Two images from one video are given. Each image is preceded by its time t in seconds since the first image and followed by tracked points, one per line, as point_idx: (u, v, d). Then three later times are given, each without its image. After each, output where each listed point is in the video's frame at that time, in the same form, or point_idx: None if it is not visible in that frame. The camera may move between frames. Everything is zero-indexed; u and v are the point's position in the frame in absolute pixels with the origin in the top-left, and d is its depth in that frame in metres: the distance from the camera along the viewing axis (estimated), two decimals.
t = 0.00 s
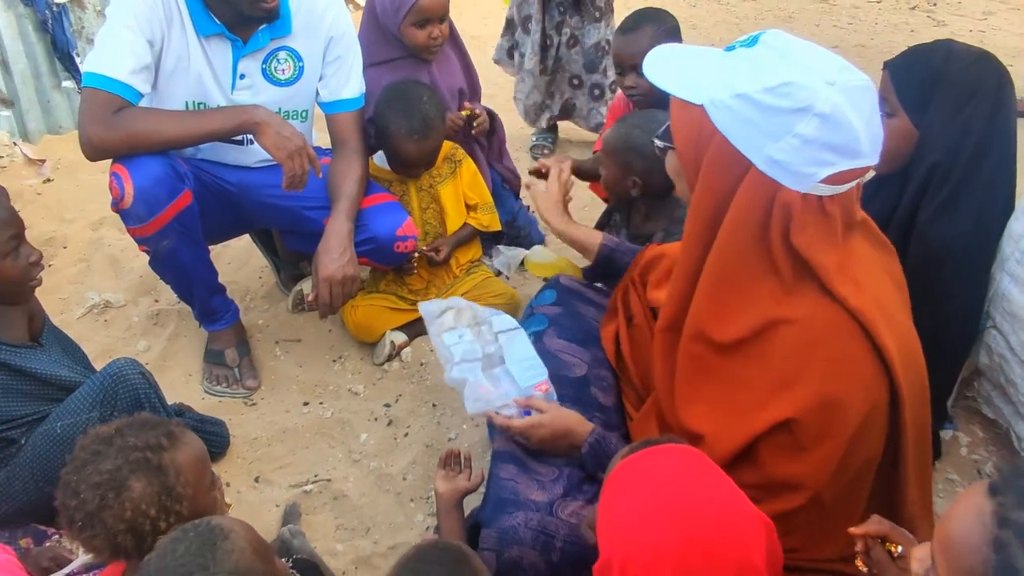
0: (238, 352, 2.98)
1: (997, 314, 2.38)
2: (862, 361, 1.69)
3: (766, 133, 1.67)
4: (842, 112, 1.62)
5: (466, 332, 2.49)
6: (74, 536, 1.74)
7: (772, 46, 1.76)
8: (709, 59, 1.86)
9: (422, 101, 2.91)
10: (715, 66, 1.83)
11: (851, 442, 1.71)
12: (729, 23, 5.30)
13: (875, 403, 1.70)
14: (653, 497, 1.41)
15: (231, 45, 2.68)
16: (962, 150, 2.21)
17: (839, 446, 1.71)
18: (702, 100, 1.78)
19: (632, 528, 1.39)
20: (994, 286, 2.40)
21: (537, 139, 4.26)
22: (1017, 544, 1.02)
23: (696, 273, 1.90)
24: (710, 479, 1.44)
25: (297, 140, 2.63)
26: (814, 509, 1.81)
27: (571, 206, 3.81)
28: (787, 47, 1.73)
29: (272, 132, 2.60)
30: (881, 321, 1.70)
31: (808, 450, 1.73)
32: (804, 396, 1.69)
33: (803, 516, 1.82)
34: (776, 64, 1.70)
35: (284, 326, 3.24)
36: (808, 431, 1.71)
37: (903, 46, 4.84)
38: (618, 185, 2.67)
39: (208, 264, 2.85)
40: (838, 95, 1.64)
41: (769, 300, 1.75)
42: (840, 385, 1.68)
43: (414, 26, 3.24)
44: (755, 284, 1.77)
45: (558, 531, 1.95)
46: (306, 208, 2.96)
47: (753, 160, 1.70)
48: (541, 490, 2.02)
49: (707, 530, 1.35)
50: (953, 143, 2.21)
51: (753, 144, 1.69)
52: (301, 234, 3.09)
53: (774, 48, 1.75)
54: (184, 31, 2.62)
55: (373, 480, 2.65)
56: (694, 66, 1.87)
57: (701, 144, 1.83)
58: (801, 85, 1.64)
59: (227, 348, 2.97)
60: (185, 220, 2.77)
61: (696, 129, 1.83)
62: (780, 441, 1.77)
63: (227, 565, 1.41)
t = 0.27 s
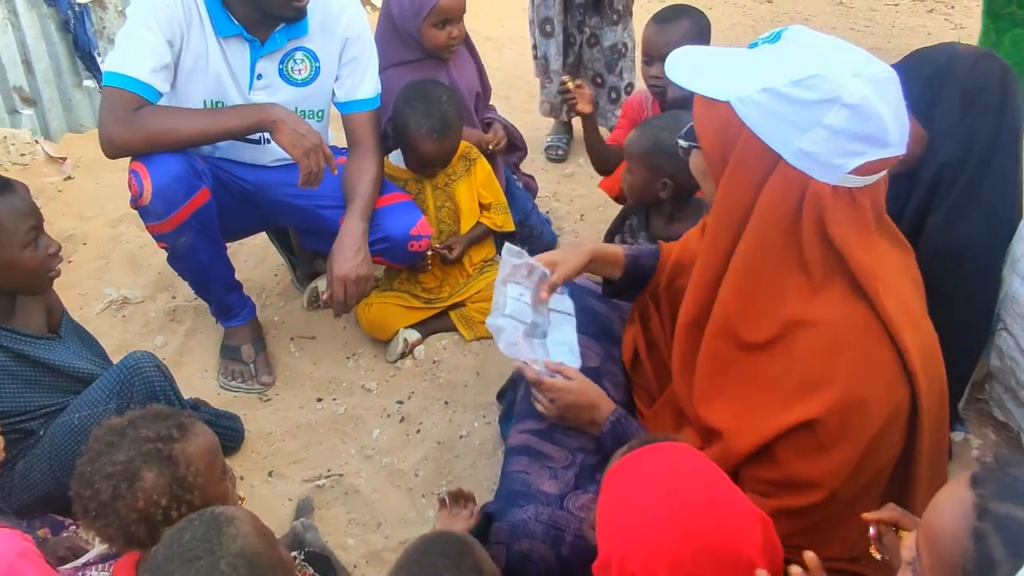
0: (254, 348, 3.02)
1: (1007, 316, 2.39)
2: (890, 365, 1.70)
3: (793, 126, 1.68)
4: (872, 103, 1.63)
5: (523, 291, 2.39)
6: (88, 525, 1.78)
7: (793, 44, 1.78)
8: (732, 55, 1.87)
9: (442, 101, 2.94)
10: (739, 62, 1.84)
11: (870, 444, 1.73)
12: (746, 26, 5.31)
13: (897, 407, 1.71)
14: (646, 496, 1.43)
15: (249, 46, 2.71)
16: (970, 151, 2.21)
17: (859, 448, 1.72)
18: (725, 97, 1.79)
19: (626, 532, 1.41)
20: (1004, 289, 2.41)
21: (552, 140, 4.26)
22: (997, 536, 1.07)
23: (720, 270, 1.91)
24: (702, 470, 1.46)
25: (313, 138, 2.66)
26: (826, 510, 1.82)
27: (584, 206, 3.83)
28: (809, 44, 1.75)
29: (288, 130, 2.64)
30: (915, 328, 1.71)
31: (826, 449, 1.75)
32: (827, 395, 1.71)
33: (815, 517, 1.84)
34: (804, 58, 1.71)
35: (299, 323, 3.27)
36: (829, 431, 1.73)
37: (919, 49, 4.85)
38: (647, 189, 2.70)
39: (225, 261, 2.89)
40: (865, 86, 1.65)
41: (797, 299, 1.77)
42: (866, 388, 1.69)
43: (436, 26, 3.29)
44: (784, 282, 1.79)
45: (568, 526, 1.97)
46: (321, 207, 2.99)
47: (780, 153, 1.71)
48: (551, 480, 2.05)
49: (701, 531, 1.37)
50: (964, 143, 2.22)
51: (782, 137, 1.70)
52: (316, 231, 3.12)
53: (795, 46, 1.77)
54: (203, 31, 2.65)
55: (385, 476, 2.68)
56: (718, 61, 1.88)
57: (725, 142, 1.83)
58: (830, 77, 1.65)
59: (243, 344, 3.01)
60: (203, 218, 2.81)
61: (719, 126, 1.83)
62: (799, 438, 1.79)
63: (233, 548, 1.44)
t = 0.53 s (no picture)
0: (268, 348, 3.05)
1: (1016, 321, 2.39)
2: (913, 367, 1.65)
3: (853, 125, 1.64)
4: (922, 96, 1.63)
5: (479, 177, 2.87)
6: (103, 521, 1.81)
7: (820, 44, 1.74)
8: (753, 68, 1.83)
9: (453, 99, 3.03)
10: (764, 72, 1.79)
11: (883, 442, 1.70)
12: (759, 32, 5.34)
13: (914, 408, 1.68)
14: (643, 500, 1.45)
15: (266, 49, 2.75)
16: (980, 156, 2.23)
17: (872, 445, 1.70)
18: (769, 108, 1.74)
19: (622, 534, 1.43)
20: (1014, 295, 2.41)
21: (564, 144, 4.29)
22: (978, 522, 1.12)
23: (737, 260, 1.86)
24: (697, 476, 1.48)
25: (327, 141, 2.69)
26: (830, 503, 1.81)
27: (596, 210, 3.86)
28: (839, 41, 1.71)
29: (303, 132, 2.67)
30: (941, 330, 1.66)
31: (839, 447, 1.72)
32: (845, 394, 1.66)
33: (819, 510, 1.82)
34: (841, 57, 1.68)
35: (312, 324, 3.31)
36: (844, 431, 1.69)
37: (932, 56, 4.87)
38: (642, 209, 2.71)
39: (240, 262, 2.93)
40: (910, 76, 1.65)
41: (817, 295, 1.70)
42: (885, 387, 1.65)
43: (459, 33, 3.33)
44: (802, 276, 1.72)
45: (577, 528, 2.00)
46: (334, 208, 3.03)
47: (839, 155, 1.66)
48: (560, 483, 2.06)
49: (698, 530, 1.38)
50: (970, 147, 2.24)
51: (842, 138, 1.65)
52: (330, 232, 3.15)
53: (823, 45, 1.73)
54: (221, 35, 2.69)
55: (396, 475, 2.70)
56: (738, 74, 1.84)
57: (772, 153, 1.76)
58: (880, 73, 1.63)
59: (256, 344, 3.04)
60: (219, 219, 2.85)
61: (762, 138, 1.76)
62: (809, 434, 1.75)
63: (240, 544, 1.46)
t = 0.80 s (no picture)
0: (281, 351, 3.08)
1: None
2: (916, 364, 1.68)
3: (877, 127, 1.65)
4: (932, 101, 1.68)
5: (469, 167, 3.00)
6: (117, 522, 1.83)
7: (832, 49, 1.72)
8: (764, 74, 1.81)
9: (465, 102, 3.04)
10: (778, 77, 1.77)
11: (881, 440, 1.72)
12: (772, 39, 5.35)
13: (914, 409, 1.70)
14: (650, 504, 1.47)
15: (283, 54, 2.78)
16: (990, 163, 2.23)
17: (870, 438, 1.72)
18: (794, 112, 1.71)
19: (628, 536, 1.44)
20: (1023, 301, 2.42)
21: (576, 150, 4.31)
22: (977, 524, 1.12)
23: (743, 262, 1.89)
24: (705, 480, 1.50)
25: (342, 146, 2.72)
26: (823, 503, 1.82)
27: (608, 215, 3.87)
28: (850, 47, 1.71)
29: (318, 137, 2.70)
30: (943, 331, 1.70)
31: (838, 438, 1.73)
32: (846, 381, 1.69)
33: (816, 509, 1.83)
34: (858, 60, 1.68)
35: (324, 327, 3.33)
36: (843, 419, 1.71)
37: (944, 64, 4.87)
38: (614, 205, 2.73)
39: (256, 266, 2.96)
40: (917, 79, 1.68)
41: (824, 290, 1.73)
42: (885, 378, 1.68)
43: (475, 40, 3.35)
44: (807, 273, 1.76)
45: (585, 532, 2.01)
46: (348, 212, 3.06)
47: (863, 157, 1.68)
48: (568, 486, 2.08)
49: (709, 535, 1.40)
50: (980, 153, 2.25)
51: (865, 142, 1.66)
52: (342, 236, 3.17)
53: (834, 51, 1.72)
54: (238, 40, 2.72)
55: (406, 478, 2.72)
56: (749, 80, 1.81)
57: (797, 159, 1.73)
58: (897, 77, 1.66)
59: (270, 347, 3.07)
60: (235, 223, 2.88)
61: (786, 144, 1.73)
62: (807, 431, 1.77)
63: (249, 547, 1.48)
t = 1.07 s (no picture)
0: (295, 355, 3.11)
1: None
2: (914, 359, 1.72)
3: (879, 126, 1.71)
4: (924, 99, 1.76)
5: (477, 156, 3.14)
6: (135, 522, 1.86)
7: (829, 52, 1.79)
8: (765, 78, 1.85)
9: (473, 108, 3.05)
10: (778, 82, 1.82)
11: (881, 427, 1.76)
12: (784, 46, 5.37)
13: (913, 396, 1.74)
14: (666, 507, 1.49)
15: (299, 60, 2.81)
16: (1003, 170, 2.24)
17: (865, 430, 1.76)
18: (801, 117, 1.75)
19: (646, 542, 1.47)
20: None
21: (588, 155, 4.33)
22: (983, 531, 1.14)
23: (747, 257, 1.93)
24: (722, 480, 1.52)
25: (358, 152, 2.75)
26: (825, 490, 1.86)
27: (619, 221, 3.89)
28: (847, 50, 1.77)
29: (334, 143, 2.72)
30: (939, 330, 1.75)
31: (832, 428, 1.78)
32: (842, 372, 1.74)
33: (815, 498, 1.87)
34: (857, 64, 1.74)
35: (338, 331, 3.36)
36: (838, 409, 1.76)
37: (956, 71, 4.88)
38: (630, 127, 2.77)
39: (271, 271, 2.99)
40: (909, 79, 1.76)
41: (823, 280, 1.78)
42: (883, 372, 1.72)
43: (489, 47, 3.38)
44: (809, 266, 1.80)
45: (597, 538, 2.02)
46: (363, 217, 3.08)
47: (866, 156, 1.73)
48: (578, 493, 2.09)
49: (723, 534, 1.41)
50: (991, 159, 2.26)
51: (868, 140, 1.72)
52: (356, 241, 3.20)
53: (832, 53, 1.78)
54: (255, 46, 2.75)
55: (419, 481, 2.74)
56: (750, 87, 1.85)
57: (804, 161, 1.77)
58: (894, 77, 1.73)
59: (284, 351, 3.09)
60: (251, 228, 2.91)
61: (794, 149, 1.77)
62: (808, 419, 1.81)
63: (262, 550, 1.50)
